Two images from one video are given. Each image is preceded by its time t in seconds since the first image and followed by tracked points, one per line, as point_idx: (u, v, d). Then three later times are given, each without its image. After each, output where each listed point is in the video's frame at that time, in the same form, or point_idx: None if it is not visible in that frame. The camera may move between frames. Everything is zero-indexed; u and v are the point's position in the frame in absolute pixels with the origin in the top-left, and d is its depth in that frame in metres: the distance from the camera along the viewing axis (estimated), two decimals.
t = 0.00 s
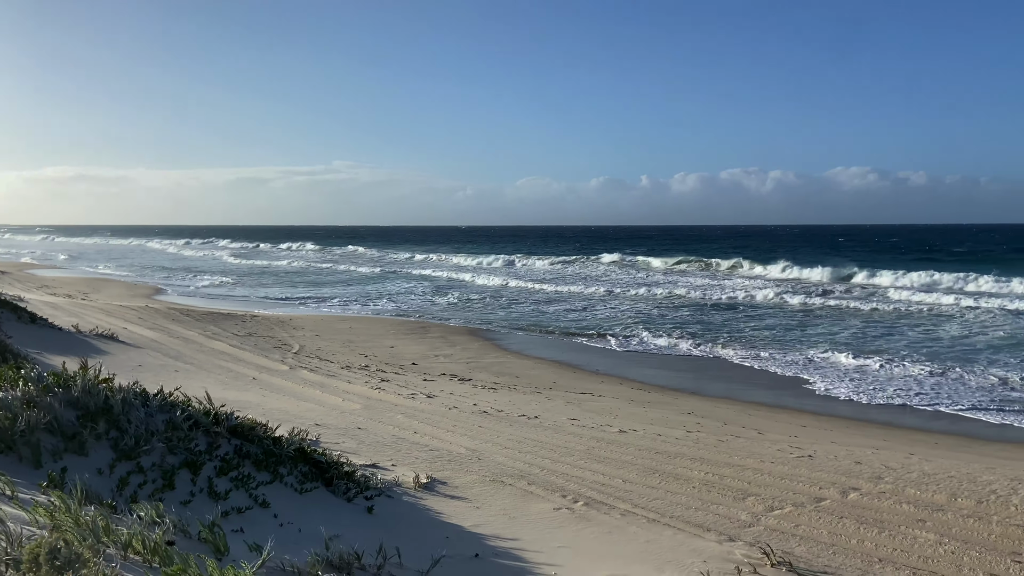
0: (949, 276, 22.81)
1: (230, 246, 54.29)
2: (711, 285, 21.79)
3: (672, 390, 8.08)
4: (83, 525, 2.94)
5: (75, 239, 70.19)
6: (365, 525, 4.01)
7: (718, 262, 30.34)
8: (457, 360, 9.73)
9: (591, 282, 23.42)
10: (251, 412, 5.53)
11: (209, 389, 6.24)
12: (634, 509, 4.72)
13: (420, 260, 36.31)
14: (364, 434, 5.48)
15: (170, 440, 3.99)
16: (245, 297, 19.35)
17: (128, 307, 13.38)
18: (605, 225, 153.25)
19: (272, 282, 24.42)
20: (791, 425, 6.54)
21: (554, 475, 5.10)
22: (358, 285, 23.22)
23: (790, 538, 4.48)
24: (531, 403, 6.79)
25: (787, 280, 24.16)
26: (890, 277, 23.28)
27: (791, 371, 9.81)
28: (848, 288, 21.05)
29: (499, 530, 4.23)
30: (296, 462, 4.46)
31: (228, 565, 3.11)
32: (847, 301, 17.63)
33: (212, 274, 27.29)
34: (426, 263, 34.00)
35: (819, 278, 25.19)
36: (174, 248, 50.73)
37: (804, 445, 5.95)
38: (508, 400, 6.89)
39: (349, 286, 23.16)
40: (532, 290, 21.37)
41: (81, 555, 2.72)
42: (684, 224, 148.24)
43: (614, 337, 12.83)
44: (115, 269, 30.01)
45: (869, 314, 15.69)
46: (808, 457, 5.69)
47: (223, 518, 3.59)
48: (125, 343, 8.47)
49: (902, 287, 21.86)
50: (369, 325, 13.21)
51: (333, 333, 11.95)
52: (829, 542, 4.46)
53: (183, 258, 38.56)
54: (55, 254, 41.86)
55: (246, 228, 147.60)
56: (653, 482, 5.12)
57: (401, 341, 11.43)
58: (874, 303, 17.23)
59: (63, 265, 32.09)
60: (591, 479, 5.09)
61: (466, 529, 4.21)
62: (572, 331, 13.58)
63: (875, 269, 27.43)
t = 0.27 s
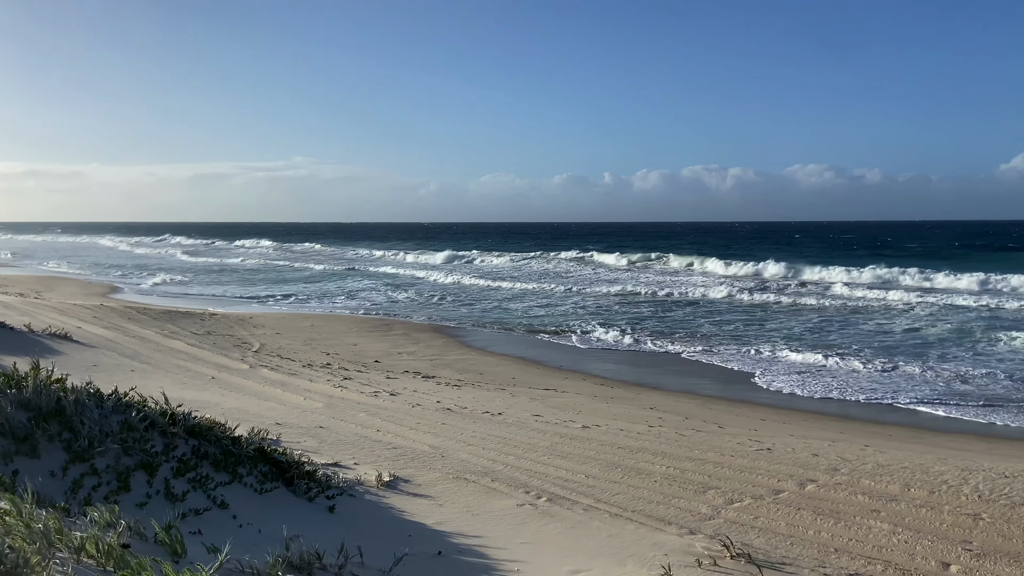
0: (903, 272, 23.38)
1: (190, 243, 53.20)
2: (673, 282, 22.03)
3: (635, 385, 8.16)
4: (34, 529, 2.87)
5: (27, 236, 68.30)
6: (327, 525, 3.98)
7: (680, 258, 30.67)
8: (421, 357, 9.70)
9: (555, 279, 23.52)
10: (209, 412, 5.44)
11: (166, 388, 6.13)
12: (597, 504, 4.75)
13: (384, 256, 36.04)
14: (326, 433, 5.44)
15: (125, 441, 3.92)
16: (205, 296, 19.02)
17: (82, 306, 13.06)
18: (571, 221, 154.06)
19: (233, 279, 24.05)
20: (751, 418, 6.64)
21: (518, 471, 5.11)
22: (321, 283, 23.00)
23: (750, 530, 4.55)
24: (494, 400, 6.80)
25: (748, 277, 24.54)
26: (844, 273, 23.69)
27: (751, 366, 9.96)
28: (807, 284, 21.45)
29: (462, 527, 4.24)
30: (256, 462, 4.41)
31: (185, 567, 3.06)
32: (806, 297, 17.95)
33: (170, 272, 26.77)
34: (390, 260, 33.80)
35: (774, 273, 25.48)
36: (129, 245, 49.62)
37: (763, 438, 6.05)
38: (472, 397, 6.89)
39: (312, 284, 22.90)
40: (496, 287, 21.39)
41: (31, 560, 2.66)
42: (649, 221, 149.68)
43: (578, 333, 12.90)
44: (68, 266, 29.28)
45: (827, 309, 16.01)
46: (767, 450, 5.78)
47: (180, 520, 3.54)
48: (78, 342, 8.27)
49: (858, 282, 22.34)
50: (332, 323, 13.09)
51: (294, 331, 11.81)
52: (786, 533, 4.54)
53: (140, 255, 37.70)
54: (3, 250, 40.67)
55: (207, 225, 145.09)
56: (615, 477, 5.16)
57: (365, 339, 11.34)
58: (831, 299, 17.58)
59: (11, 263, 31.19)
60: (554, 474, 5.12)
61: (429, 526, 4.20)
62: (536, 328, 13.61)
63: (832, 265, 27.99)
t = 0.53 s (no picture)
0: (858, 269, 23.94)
1: (147, 243, 52.04)
2: (635, 279, 22.23)
3: (596, 381, 8.21)
4: None
5: None
6: (285, 527, 3.93)
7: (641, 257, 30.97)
8: (383, 356, 9.64)
9: (518, 277, 23.56)
10: (164, 415, 5.35)
11: (119, 391, 6.01)
12: (558, 500, 4.78)
13: (347, 255, 35.72)
14: (285, 434, 5.39)
15: (76, 445, 3.83)
16: (162, 296, 18.65)
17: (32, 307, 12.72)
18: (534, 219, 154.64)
19: (191, 279, 23.61)
20: (709, 413, 6.74)
21: (479, 469, 5.12)
22: (282, 282, 22.71)
23: (709, 523, 4.62)
24: (457, 399, 6.80)
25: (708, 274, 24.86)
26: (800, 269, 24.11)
27: (710, 363, 10.10)
28: (765, 281, 21.82)
29: (423, 527, 4.22)
30: (211, 464, 4.35)
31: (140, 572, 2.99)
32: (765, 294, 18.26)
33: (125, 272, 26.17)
34: (351, 259, 33.52)
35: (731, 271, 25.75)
36: (78, 244, 48.31)
37: (722, 432, 6.15)
38: (434, 396, 6.88)
39: (273, 283, 22.60)
40: (459, 285, 21.35)
41: None
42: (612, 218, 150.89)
43: (540, 331, 12.95)
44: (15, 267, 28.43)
45: (784, 305, 16.31)
46: (725, 444, 5.87)
47: (134, 525, 3.47)
48: (27, 344, 8.05)
49: (814, 279, 22.79)
50: (292, 322, 12.94)
51: (253, 331, 11.64)
52: (744, 525, 4.62)
53: (94, 255, 36.78)
54: None
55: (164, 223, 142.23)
56: (577, 473, 5.20)
57: (325, 338, 11.24)
58: (788, 296, 17.90)
59: None
60: (516, 471, 5.14)
61: (389, 526, 4.18)
62: (498, 326, 13.62)
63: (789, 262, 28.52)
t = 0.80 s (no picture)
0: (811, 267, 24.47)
1: (98, 244, 50.71)
2: (595, 279, 22.37)
3: (555, 380, 8.25)
4: None
5: None
6: (239, 532, 3.87)
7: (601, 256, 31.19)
8: (341, 358, 9.54)
9: (480, 277, 23.55)
10: (113, 420, 5.22)
11: (66, 397, 5.85)
12: (517, 500, 4.78)
13: (305, 255, 35.25)
14: (240, 438, 5.30)
15: (20, 452, 3.71)
16: (113, 299, 18.20)
17: None
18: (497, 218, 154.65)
19: (144, 282, 23.07)
20: (667, 410, 6.81)
21: (438, 470, 5.10)
22: (239, 284, 22.33)
23: (666, 519, 4.67)
24: (415, 399, 6.76)
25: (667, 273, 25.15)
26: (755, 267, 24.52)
27: (668, 361, 10.21)
28: (722, 280, 22.15)
29: (381, 529, 4.19)
30: (163, 470, 4.26)
31: None
32: (722, 292, 18.54)
33: (74, 274, 25.45)
34: (309, 260, 33.11)
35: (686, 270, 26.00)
36: (24, 246, 46.83)
37: (679, 429, 6.22)
38: (393, 397, 6.83)
39: (229, 285, 22.20)
40: (420, 285, 21.25)
41: None
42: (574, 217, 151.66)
43: (500, 331, 12.96)
44: None
45: (740, 303, 16.58)
46: (682, 441, 5.94)
47: (81, 533, 3.37)
48: None
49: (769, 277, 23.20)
50: (249, 325, 12.73)
51: (208, 334, 11.43)
52: (701, 521, 4.68)
53: (40, 258, 35.63)
54: None
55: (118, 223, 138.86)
56: (536, 472, 5.21)
57: (282, 340, 11.08)
58: (745, 294, 18.19)
59: None
60: (475, 472, 5.13)
61: (347, 529, 4.14)
62: (459, 326, 13.59)
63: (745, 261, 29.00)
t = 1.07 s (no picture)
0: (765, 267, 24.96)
1: (43, 246, 49.19)
2: (555, 279, 22.48)
3: (514, 381, 8.27)
4: None
5: None
6: (191, 540, 3.80)
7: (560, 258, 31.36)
8: (297, 361, 9.43)
9: (440, 278, 23.49)
10: (59, 428, 5.09)
11: (8, 405, 5.67)
12: (475, 500, 4.78)
13: (260, 257, 34.70)
14: (192, 444, 5.22)
15: None
16: (61, 303, 17.68)
17: None
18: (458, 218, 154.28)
19: (93, 285, 22.46)
20: (625, 409, 6.87)
21: (396, 473, 5.08)
22: (193, 287, 21.89)
23: (623, 516, 4.72)
24: (373, 402, 6.72)
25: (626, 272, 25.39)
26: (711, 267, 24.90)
27: (626, 360, 10.31)
28: (680, 279, 22.45)
29: (338, 533, 4.15)
30: (111, 478, 4.16)
31: None
32: (678, 292, 18.79)
33: (18, 278, 24.66)
34: (265, 262, 32.61)
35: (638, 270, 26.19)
36: None
37: (636, 427, 6.28)
38: (350, 400, 6.78)
39: (183, 287, 21.76)
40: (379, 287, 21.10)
41: None
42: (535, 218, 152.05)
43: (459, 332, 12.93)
44: None
45: (696, 302, 16.82)
46: (639, 438, 6.01)
47: (26, 542, 3.27)
48: None
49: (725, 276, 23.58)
50: (202, 328, 12.50)
51: (159, 338, 11.18)
52: (657, 517, 4.74)
53: None
54: None
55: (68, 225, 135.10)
56: (495, 472, 5.22)
57: (236, 344, 10.90)
58: (702, 293, 18.45)
59: None
60: (433, 473, 5.12)
61: (303, 534, 4.10)
62: (418, 327, 13.53)
63: (701, 261, 29.46)
